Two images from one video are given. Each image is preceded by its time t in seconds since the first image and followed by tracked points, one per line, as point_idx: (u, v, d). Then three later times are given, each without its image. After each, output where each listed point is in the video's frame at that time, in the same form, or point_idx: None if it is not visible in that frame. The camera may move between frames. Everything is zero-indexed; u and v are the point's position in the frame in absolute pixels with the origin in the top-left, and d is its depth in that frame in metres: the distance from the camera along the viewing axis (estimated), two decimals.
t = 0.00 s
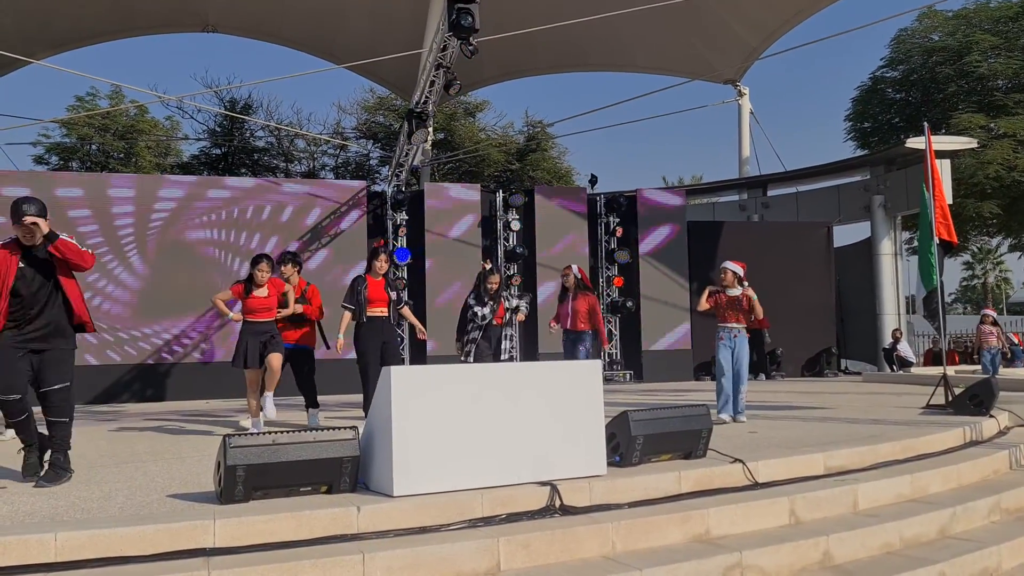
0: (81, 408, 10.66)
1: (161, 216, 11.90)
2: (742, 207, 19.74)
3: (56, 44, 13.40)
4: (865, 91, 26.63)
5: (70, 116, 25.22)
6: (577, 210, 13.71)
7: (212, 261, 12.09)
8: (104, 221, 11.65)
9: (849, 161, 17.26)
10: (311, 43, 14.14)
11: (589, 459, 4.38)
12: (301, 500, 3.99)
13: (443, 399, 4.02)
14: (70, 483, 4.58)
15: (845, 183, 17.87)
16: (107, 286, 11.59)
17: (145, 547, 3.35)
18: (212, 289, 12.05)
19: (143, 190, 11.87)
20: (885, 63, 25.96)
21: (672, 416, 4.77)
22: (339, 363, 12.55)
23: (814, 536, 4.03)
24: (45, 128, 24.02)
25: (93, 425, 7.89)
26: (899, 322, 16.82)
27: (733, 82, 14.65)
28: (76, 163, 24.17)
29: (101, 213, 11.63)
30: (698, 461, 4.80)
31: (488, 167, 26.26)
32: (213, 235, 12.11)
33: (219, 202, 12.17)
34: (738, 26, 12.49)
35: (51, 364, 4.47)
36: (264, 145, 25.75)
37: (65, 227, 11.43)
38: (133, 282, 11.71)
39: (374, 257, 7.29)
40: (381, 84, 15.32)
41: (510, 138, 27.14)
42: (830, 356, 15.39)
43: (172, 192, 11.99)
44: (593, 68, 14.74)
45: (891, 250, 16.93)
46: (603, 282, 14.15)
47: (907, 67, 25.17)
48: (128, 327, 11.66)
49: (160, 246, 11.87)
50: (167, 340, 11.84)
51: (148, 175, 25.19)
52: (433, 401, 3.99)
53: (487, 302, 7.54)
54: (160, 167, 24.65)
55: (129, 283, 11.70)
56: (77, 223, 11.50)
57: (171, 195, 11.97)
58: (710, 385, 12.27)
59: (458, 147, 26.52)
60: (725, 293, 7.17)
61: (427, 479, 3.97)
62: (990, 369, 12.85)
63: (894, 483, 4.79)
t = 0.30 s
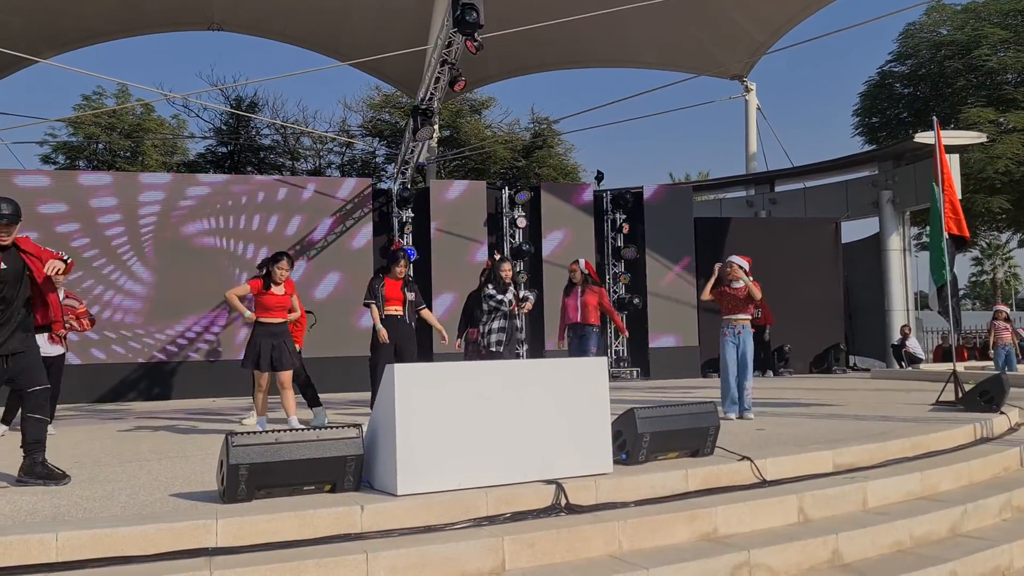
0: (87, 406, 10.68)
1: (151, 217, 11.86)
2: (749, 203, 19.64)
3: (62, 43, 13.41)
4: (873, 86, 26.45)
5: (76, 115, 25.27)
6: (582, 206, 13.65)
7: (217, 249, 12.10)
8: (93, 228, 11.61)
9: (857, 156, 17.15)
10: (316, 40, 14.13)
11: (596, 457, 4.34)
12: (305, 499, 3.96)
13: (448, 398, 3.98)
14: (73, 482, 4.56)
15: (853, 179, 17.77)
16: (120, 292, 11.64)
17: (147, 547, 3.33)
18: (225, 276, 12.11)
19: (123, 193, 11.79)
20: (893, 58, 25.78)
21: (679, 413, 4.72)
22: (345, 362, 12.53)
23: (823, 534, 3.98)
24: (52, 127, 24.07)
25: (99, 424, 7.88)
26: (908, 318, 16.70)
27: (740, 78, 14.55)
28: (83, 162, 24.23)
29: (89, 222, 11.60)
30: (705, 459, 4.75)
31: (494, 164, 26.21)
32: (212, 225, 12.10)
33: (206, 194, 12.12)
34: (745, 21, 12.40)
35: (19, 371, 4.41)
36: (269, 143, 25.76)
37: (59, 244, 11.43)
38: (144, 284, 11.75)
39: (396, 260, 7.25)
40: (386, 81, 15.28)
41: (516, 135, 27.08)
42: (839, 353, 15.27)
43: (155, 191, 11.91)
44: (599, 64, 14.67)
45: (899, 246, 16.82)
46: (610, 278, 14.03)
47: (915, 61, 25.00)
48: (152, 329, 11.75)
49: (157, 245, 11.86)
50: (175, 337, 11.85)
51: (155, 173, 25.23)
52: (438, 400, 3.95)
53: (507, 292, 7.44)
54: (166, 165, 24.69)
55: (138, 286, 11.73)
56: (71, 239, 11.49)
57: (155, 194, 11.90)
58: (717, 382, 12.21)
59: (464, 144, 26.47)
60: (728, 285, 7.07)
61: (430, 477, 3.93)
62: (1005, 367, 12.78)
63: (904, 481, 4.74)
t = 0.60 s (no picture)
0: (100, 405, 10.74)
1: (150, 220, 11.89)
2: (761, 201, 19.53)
3: (75, 44, 13.49)
4: (886, 83, 26.24)
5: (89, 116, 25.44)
6: (593, 204, 13.63)
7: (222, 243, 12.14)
8: (91, 238, 11.61)
9: (870, 154, 17.04)
10: (326, 40, 14.16)
11: (607, 455, 4.33)
12: (315, 498, 3.96)
13: (460, 397, 3.97)
14: (86, 481, 4.58)
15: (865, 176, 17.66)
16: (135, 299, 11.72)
17: (158, 545, 3.34)
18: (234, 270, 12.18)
19: (110, 202, 11.75)
20: (907, 54, 25.59)
21: (690, 412, 4.70)
22: (356, 361, 12.55)
23: (837, 534, 3.95)
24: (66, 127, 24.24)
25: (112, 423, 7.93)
26: (921, 316, 16.57)
27: (752, 75, 14.48)
28: (96, 162, 24.38)
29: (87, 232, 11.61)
30: (717, 458, 4.71)
31: (505, 162, 26.20)
32: (209, 224, 12.11)
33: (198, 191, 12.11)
34: (756, 18, 12.34)
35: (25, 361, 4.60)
36: (281, 143, 25.85)
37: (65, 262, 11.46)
38: (156, 287, 11.82)
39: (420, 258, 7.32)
40: (396, 80, 15.29)
41: (527, 133, 27.05)
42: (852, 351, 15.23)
43: (142, 197, 11.88)
44: (609, 62, 14.63)
45: (913, 243, 16.69)
46: (621, 276, 13.98)
47: (929, 57, 24.81)
48: (172, 328, 11.85)
49: (159, 249, 11.88)
50: (188, 336, 11.92)
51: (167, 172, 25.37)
52: (449, 399, 3.95)
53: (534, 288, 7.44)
54: (178, 165, 24.82)
55: (149, 292, 11.79)
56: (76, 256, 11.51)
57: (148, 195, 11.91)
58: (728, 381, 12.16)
59: (474, 142, 26.46)
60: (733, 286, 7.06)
61: (440, 476, 3.92)
62: None
63: (918, 480, 4.69)
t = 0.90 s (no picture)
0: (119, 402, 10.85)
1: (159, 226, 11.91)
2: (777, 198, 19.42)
3: (95, 44, 13.63)
4: (904, 79, 26.03)
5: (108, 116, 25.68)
6: (608, 201, 13.59)
7: (235, 243, 12.21)
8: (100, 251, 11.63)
9: (887, 151, 16.91)
10: (342, 39, 14.23)
11: (625, 450, 4.33)
12: (332, 495, 3.99)
13: (478, 395, 3.99)
14: (107, 477, 4.64)
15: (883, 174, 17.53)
16: (154, 307, 11.78)
17: (178, 541, 3.38)
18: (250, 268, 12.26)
19: (109, 214, 11.72)
20: (925, 50, 25.39)
21: (706, 410, 4.69)
22: (372, 359, 12.62)
23: (854, 533, 3.93)
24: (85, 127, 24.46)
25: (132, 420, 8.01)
26: (939, 314, 16.43)
27: (768, 72, 14.41)
28: (114, 162, 24.57)
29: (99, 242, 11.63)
30: (734, 456, 4.70)
31: (520, 161, 26.20)
32: (216, 227, 12.14)
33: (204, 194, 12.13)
34: (773, 15, 12.28)
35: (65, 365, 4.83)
36: (297, 142, 26.00)
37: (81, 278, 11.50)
38: (175, 293, 11.89)
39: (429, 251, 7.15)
40: (412, 78, 15.33)
41: (542, 132, 27.05)
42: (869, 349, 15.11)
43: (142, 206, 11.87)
44: (624, 59, 14.61)
45: (931, 241, 16.55)
46: (637, 274, 13.94)
47: (947, 53, 24.60)
48: (194, 332, 11.96)
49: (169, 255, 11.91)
50: (206, 334, 12.02)
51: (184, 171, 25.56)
52: (466, 397, 3.97)
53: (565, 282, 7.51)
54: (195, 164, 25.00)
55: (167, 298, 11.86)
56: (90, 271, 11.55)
57: (155, 201, 11.91)
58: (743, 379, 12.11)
59: (490, 140, 26.49)
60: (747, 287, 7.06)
61: (457, 473, 3.94)
62: None
63: (937, 479, 4.66)
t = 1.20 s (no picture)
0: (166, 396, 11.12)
1: (203, 228, 12.18)
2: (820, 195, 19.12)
3: (144, 46, 13.98)
4: (951, 73, 25.47)
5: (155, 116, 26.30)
6: (646, 199, 13.52)
7: (275, 243, 12.45)
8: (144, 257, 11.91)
9: (934, 147, 16.56)
10: (383, 39, 14.37)
11: (666, 448, 4.33)
12: (376, 489, 4.06)
13: (521, 391, 4.02)
14: (159, 469, 4.77)
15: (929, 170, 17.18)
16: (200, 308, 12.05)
17: (227, 532, 3.47)
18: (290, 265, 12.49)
19: (149, 222, 11.99)
20: (973, 44, 24.81)
21: (749, 409, 4.67)
22: (411, 355, 12.74)
23: (900, 535, 3.88)
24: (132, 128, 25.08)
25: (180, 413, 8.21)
26: (988, 314, 16.05)
27: (811, 67, 14.20)
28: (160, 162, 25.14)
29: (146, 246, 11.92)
30: (776, 456, 4.66)
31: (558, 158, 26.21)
32: (255, 228, 12.38)
33: (244, 194, 12.38)
34: (816, 9, 12.10)
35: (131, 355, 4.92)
36: (337, 140, 26.33)
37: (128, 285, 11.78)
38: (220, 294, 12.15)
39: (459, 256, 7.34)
40: (451, 77, 15.42)
41: (580, 129, 27.01)
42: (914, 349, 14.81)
43: (180, 212, 12.12)
44: (664, 56, 14.52)
45: (979, 238, 16.17)
46: (676, 272, 13.81)
47: (997, 46, 24.02)
48: (238, 329, 12.21)
49: (210, 258, 12.16)
50: (249, 331, 12.25)
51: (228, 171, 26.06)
52: (510, 393, 4.00)
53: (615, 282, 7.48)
54: (238, 163, 25.48)
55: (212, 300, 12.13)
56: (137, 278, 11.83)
57: (195, 204, 12.18)
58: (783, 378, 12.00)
59: (528, 138, 26.52)
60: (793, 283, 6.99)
61: (499, 469, 3.98)
62: None
63: (985, 481, 4.57)
